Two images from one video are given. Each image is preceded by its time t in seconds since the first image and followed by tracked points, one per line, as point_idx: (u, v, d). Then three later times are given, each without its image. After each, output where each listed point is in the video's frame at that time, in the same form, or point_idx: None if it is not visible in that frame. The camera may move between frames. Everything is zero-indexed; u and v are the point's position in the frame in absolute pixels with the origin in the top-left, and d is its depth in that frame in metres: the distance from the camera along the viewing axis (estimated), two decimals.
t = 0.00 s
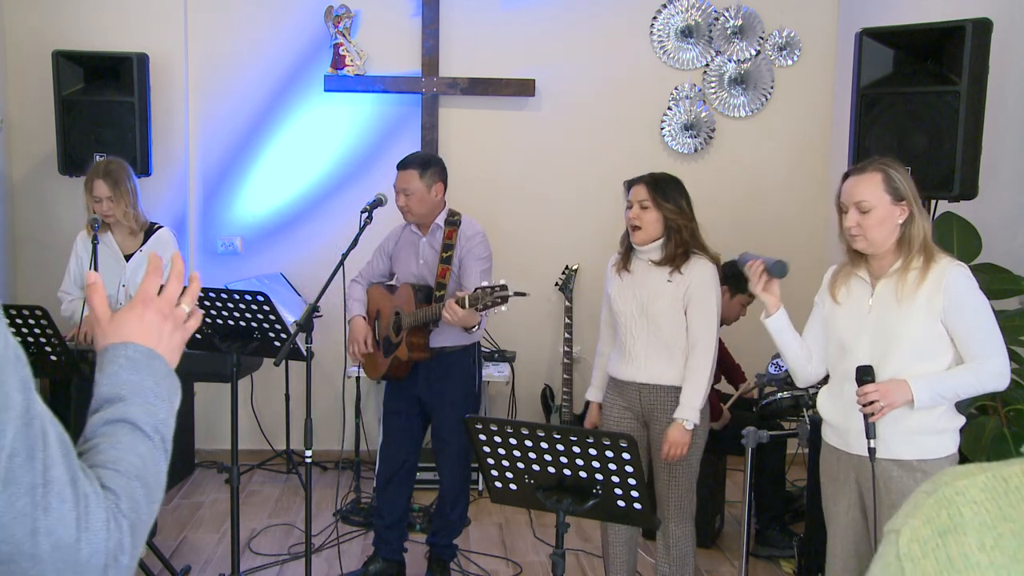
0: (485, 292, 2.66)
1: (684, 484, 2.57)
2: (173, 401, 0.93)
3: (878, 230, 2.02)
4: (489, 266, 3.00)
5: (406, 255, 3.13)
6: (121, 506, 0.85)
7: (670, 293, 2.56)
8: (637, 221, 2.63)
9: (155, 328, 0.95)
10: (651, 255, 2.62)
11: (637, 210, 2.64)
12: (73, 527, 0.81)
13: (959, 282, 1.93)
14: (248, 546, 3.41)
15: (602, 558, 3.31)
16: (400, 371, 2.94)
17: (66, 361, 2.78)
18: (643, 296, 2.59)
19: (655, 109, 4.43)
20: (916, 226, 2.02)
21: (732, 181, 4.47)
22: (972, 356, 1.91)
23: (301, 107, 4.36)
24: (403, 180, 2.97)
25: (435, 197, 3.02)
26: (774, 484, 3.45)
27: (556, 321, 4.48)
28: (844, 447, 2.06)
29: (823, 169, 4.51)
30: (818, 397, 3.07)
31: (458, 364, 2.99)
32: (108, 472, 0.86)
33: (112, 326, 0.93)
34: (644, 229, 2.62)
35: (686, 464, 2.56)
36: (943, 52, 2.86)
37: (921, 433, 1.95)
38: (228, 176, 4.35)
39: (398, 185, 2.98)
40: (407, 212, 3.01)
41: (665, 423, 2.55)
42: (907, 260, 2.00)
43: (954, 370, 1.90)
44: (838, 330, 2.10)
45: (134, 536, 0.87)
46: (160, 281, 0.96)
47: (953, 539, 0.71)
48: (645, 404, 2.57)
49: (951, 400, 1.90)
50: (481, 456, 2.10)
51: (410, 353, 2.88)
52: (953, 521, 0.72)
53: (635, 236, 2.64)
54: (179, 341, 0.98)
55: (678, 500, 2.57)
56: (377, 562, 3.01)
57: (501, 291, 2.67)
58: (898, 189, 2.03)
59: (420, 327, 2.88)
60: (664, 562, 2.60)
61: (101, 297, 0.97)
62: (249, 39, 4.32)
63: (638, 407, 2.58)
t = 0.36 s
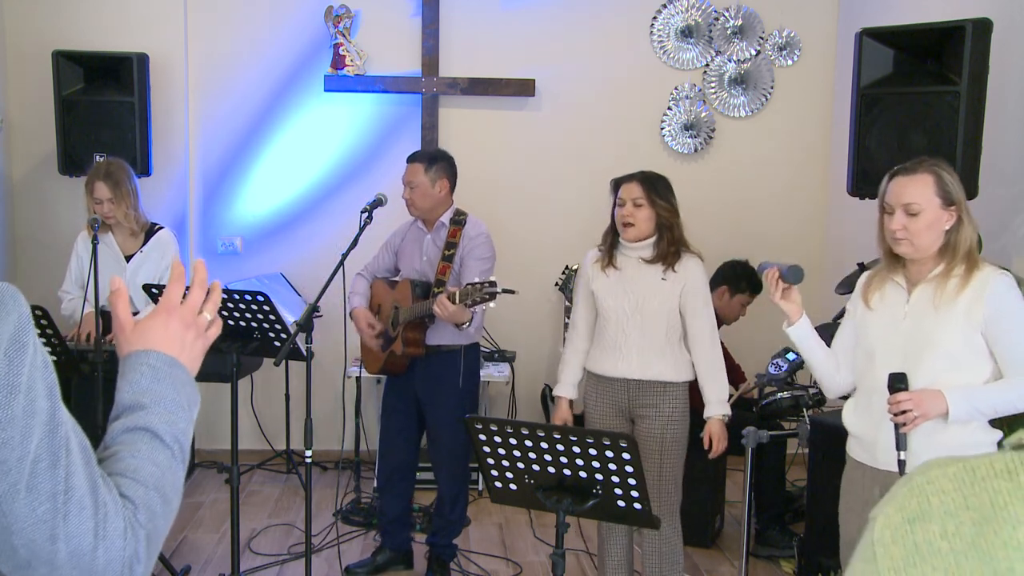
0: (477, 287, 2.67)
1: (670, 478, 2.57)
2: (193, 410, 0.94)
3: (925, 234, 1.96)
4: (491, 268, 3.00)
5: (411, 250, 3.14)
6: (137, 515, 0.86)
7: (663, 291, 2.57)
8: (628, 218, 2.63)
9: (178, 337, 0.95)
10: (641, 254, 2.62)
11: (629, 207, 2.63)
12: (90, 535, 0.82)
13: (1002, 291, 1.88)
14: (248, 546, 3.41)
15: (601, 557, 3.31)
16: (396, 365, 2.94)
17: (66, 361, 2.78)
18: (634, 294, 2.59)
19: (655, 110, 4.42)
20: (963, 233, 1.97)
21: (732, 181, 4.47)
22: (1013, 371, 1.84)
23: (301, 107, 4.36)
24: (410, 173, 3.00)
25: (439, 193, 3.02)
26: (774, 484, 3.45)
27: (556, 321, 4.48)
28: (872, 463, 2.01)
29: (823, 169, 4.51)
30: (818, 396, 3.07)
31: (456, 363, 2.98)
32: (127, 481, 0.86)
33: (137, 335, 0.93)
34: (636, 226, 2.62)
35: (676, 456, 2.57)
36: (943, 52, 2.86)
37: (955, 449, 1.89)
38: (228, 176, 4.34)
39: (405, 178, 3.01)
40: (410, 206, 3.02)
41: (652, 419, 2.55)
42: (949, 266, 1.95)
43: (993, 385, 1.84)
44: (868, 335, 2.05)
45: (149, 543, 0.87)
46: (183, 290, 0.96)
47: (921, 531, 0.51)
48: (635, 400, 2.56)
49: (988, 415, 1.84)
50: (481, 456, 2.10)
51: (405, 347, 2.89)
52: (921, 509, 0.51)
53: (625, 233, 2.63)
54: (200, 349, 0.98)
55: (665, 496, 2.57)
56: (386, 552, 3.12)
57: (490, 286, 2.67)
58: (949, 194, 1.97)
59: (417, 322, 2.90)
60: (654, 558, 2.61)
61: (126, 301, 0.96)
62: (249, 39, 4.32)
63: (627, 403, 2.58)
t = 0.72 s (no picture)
0: (462, 279, 2.68)
1: (670, 475, 2.58)
2: (147, 429, 0.92)
3: (958, 237, 1.88)
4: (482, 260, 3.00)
5: (401, 251, 3.14)
6: (60, 534, 0.85)
7: (667, 292, 2.58)
8: (634, 218, 2.62)
9: (141, 350, 0.93)
10: (644, 255, 2.62)
11: (635, 208, 2.62)
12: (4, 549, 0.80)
13: None
14: (248, 546, 3.42)
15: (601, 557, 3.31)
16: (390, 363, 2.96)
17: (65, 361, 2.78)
18: (638, 294, 2.58)
19: (655, 109, 4.43)
20: (995, 236, 1.90)
21: (732, 181, 4.47)
22: None
23: (301, 107, 4.35)
24: (396, 175, 3.01)
25: (427, 193, 3.04)
26: (773, 484, 3.45)
27: (556, 321, 4.48)
28: (889, 468, 1.92)
29: (823, 169, 4.51)
30: (818, 396, 3.07)
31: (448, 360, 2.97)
32: (56, 496, 0.85)
33: (97, 344, 0.93)
34: (642, 227, 2.62)
35: (672, 454, 2.58)
36: (943, 53, 2.86)
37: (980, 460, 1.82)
38: (228, 176, 4.34)
39: (391, 179, 3.02)
40: (398, 207, 3.03)
41: (654, 419, 2.56)
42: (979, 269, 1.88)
43: (1022, 395, 1.78)
44: (890, 340, 1.96)
45: (69, 565, 0.86)
46: (152, 301, 0.94)
47: (928, 528, 0.69)
48: (637, 400, 2.56)
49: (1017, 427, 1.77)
50: (481, 457, 2.09)
51: (396, 345, 2.90)
52: (928, 509, 0.69)
53: (631, 235, 2.62)
54: (166, 364, 0.96)
55: (664, 495, 2.58)
56: (388, 549, 3.14)
57: (476, 278, 2.69)
58: (982, 194, 1.90)
59: (407, 319, 2.90)
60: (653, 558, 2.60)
61: (95, 316, 0.97)
62: (248, 39, 4.32)
63: (629, 404, 2.57)
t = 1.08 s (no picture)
0: (449, 266, 2.68)
1: (677, 475, 2.58)
2: (82, 437, 0.93)
3: (948, 239, 1.85)
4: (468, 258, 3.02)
5: (384, 251, 3.14)
6: None
7: (676, 291, 2.57)
8: (641, 217, 2.63)
9: (86, 351, 0.95)
10: (653, 253, 2.62)
11: (641, 207, 2.64)
12: None
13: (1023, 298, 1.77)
14: (248, 546, 3.42)
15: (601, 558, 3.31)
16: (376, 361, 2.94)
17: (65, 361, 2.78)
18: (647, 294, 2.59)
19: (655, 109, 4.42)
20: (987, 238, 1.86)
21: (732, 181, 4.47)
22: None
23: (301, 106, 4.35)
24: (380, 171, 3.03)
25: (411, 189, 3.06)
26: (773, 484, 3.45)
27: (556, 321, 4.47)
28: (878, 468, 1.92)
29: (823, 169, 4.51)
30: (818, 397, 3.07)
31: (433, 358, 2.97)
32: None
33: (42, 346, 0.94)
34: (649, 225, 2.63)
35: (681, 458, 2.57)
36: (943, 53, 2.86)
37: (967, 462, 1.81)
38: (228, 176, 4.34)
39: (376, 176, 3.04)
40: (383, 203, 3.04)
41: (662, 419, 2.56)
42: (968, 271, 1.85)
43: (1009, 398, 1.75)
44: (879, 341, 1.95)
45: None
46: (103, 300, 0.95)
47: (966, 538, 0.73)
48: (645, 400, 2.57)
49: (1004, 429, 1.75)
50: (481, 457, 2.09)
51: (382, 340, 2.89)
52: (964, 518, 0.74)
53: (639, 233, 2.64)
54: (117, 365, 0.97)
55: (668, 495, 2.58)
56: (388, 549, 3.14)
57: (463, 263, 2.68)
58: (975, 196, 1.86)
59: (393, 314, 2.90)
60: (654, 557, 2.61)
61: (46, 317, 0.99)
62: (248, 39, 4.32)
63: (638, 403, 2.58)
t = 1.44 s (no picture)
0: (446, 264, 2.68)
1: (681, 478, 2.57)
2: (55, 436, 0.93)
3: (905, 239, 1.85)
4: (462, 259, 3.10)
5: (371, 251, 3.14)
6: None
7: (677, 294, 2.56)
8: (643, 220, 2.64)
9: (64, 349, 0.95)
10: (658, 255, 2.63)
11: (643, 210, 2.65)
12: None
13: (976, 295, 1.77)
14: (248, 546, 3.42)
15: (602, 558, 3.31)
16: (367, 362, 2.94)
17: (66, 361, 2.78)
18: (648, 296, 2.59)
19: (655, 110, 4.43)
20: (942, 237, 1.86)
21: (733, 181, 4.47)
22: (982, 378, 1.75)
23: (301, 107, 4.36)
24: (366, 174, 3.02)
25: (398, 191, 3.06)
26: (773, 484, 3.45)
27: (556, 321, 4.47)
28: (835, 468, 1.91)
29: (823, 169, 4.51)
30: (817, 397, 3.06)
31: (423, 357, 2.98)
32: None
33: (17, 343, 0.94)
34: (651, 228, 2.63)
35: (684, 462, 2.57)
36: (942, 53, 2.86)
37: (921, 460, 1.81)
38: (228, 175, 4.34)
39: (362, 179, 3.03)
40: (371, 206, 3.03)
41: (666, 422, 2.55)
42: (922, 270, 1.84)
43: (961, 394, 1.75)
44: (837, 340, 1.94)
45: None
46: (81, 298, 0.96)
47: (975, 538, 0.65)
48: (648, 403, 2.57)
49: (955, 425, 1.76)
50: (481, 456, 2.09)
51: (376, 341, 2.90)
52: (973, 518, 0.65)
53: (641, 236, 2.64)
54: (96, 363, 0.97)
55: (672, 497, 2.58)
56: (388, 549, 3.15)
57: (461, 261, 2.68)
58: (931, 197, 1.86)
59: (385, 314, 2.90)
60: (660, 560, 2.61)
61: (21, 315, 0.99)
62: (248, 40, 4.32)
63: (642, 406, 2.59)
